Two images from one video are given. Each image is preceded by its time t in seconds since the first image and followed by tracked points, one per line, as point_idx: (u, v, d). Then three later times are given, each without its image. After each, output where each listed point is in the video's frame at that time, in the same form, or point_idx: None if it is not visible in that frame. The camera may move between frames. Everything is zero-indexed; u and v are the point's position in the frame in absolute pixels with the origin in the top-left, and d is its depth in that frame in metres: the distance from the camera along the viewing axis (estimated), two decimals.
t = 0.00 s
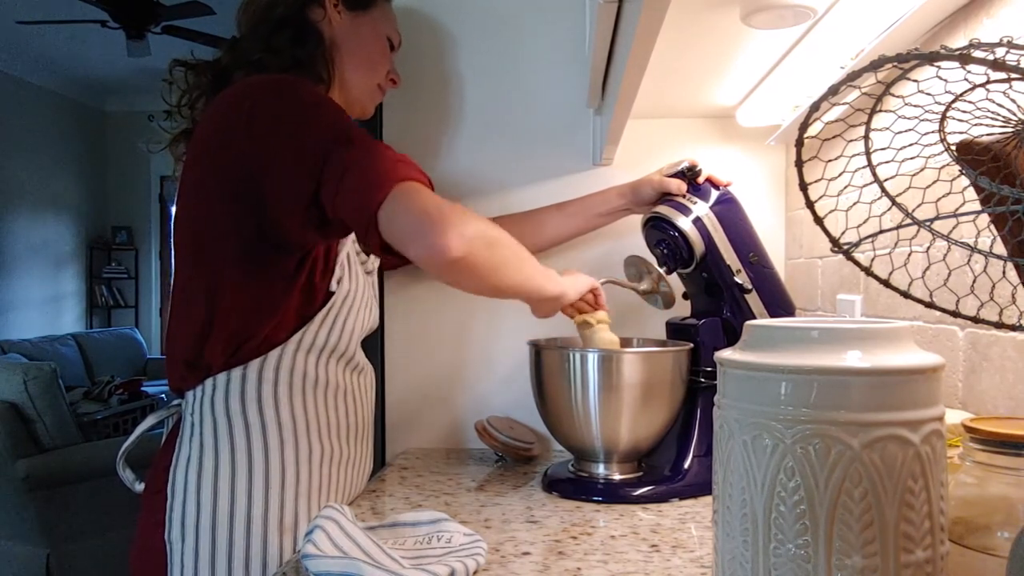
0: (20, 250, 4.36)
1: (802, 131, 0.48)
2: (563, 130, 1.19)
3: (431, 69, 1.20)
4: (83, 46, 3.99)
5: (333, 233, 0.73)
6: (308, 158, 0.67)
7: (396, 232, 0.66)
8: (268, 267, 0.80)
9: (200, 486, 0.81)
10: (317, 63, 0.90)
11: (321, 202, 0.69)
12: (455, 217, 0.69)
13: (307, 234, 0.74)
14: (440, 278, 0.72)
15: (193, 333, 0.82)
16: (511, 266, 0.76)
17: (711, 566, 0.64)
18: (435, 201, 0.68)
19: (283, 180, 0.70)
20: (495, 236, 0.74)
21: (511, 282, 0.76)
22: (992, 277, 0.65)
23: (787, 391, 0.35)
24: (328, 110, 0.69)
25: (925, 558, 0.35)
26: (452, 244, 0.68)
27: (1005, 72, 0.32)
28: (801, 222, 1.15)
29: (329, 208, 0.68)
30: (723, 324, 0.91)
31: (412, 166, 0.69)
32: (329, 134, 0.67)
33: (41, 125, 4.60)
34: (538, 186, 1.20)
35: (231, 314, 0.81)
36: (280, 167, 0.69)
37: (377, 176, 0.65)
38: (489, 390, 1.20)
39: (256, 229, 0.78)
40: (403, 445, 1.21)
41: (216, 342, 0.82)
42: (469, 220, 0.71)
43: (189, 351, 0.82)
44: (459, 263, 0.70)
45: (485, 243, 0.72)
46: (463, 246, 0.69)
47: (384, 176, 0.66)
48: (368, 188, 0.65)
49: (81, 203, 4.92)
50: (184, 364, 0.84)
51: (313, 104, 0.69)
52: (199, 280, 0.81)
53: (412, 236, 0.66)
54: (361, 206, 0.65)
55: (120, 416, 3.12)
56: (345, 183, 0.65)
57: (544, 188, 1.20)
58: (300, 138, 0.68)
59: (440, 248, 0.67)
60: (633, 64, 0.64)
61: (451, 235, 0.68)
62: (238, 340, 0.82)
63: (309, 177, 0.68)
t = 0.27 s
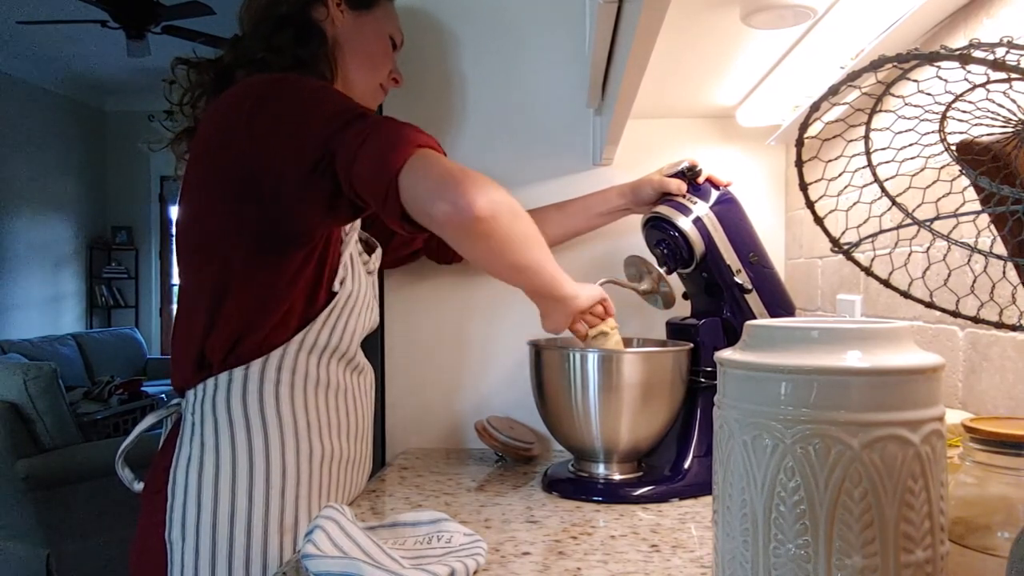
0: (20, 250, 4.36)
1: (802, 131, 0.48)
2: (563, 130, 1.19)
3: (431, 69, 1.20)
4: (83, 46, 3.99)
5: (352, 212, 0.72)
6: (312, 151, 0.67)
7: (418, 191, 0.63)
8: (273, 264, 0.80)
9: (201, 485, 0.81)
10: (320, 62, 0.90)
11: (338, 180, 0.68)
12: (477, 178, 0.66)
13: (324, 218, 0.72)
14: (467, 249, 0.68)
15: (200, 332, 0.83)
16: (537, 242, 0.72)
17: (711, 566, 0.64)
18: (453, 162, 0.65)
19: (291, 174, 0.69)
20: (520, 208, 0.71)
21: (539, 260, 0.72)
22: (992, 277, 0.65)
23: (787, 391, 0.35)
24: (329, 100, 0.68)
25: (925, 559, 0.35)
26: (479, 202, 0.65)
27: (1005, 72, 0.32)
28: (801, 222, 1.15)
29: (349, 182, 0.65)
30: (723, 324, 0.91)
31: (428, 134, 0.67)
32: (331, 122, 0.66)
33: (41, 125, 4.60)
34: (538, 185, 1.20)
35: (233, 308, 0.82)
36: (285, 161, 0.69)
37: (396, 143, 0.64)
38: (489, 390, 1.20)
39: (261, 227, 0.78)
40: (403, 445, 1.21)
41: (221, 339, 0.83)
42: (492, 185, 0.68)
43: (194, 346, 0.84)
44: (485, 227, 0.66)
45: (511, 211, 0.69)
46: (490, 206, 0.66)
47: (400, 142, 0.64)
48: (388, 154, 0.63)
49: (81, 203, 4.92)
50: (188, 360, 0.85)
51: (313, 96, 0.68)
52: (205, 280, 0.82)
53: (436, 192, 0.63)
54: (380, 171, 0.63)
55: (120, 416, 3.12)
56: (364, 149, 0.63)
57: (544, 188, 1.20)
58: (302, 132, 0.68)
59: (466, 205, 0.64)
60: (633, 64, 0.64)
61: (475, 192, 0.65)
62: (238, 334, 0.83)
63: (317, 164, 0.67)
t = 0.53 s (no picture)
0: (20, 250, 4.36)
1: (802, 131, 0.48)
2: (563, 130, 1.19)
3: (432, 69, 1.20)
4: (84, 46, 3.99)
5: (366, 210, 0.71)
6: (318, 149, 0.67)
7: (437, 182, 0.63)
8: (275, 264, 0.80)
9: (202, 485, 0.81)
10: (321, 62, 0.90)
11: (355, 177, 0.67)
12: (500, 166, 0.65)
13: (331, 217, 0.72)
14: (496, 239, 0.66)
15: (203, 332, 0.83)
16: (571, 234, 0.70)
17: (711, 566, 0.64)
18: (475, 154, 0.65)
19: (298, 172, 0.69)
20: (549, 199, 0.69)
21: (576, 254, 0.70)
22: (992, 277, 0.65)
23: (787, 391, 0.35)
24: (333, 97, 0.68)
25: (925, 558, 0.35)
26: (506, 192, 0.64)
27: (1005, 72, 0.32)
28: (801, 222, 1.15)
29: (370, 178, 0.64)
30: (723, 324, 0.91)
31: (445, 128, 0.67)
32: (338, 119, 0.66)
33: (41, 125, 4.60)
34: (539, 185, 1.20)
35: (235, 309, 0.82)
36: (291, 160, 0.69)
37: (414, 138, 0.63)
38: (489, 390, 1.20)
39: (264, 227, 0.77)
40: (403, 445, 1.21)
41: (225, 339, 0.83)
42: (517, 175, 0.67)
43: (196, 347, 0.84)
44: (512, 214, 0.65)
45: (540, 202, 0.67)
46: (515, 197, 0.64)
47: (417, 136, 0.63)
48: (407, 149, 0.62)
49: (81, 203, 4.92)
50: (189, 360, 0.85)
51: (318, 94, 0.68)
52: (208, 281, 0.82)
53: (455, 182, 0.62)
54: (399, 166, 0.62)
55: (120, 416, 3.12)
56: (384, 144, 0.63)
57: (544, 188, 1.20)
58: (306, 131, 0.68)
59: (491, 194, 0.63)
60: (633, 63, 0.64)
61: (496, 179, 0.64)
62: (240, 332, 0.83)
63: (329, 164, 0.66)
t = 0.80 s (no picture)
0: (20, 250, 4.36)
1: (802, 131, 0.48)
2: (563, 130, 1.19)
3: (432, 69, 1.20)
4: (83, 46, 3.99)
5: (367, 216, 0.71)
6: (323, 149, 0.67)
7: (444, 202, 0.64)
8: (277, 266, 0.80)
9: (203, 485, 0.81)
10: (320, 61, 0.90)
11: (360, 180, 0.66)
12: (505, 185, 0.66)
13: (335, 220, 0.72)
14: (503, 258, 0.68)
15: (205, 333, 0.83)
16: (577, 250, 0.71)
17: (711, 566, 0.64)
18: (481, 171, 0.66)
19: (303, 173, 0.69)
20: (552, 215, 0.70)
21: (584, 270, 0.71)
22: (992, 277, 0.65)
23: (787, 391, 0.35)
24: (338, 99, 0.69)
25: (925, 558, 0.35)
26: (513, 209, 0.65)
27: (1005, 71, 0.32)
28: (801, 222, 1.15)
29: (375, 188, 0.65)
30: (723, 324, 0.91)
31: (450, 141, 0.68)
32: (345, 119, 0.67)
33: (41, 125, 4.60)
34: (539, 185, 1.20)
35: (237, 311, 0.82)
36: (296, 161, 0.70)
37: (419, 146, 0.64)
38: (488, 390, 1.20)
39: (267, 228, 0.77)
40: (403, 445, 1.21)
41: (229, 340, 0.83)
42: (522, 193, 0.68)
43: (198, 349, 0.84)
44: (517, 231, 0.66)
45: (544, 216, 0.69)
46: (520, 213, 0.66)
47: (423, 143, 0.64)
48: (415, 161, 0.63)
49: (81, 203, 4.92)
50: (190, 362, 0.85)
51: (322, 95, 0.69)
52: (211, 283, 0.82)
53: (462, 203, 0.63)
54: (407, 178, 0.63)
55: (120, 416, 3.12)
56: (389, 158, 0.63)
57: (544, 188, 1.20)
58: (311, 132, 0.68)
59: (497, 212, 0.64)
60: (633, 63, 0.64)
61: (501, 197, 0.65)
62: (242, 335, 0.83)
63: (335, 166, 0.67)
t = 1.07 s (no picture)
0: (20, 250, 4.36)
1: (802, 131, 0.48)
2: (563, 130, 1.19)
3: (431, 69, 1.20)
4: (84, 46, 3.99)
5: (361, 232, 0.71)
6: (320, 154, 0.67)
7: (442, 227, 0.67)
8: (273, 268, 0.79)
9: (201, 485, 0.81)
10: (314, 59, 0.90)
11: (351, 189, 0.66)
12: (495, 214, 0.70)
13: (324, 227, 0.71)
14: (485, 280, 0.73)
15: (200, 336, 0.82)
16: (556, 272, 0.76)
17: (711, 566, 0.64)
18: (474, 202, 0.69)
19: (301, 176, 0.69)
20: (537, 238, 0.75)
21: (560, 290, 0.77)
22: (992, 277, 0.65)
23: (787, 391, 0.35)
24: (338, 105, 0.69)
25: (925, 558, 0.35)
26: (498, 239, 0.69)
27: (1005, 71, 0.32)
28: (801, 222, 1.15)
29: (368, 206, 0.65)
30: (723, 324, 0.91)
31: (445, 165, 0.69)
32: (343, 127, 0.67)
33: (41, 125, 4.60)
34: (539, 185, 1.20)
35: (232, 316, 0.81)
36: (295, 164, 0.69)
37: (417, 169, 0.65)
38: (488, 390, 1.20)
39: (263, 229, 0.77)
40: (403, 445, 1.21)
41: (229, 342, 0.82)
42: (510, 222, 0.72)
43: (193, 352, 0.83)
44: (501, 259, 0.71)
45: (527, 242, 0.73)
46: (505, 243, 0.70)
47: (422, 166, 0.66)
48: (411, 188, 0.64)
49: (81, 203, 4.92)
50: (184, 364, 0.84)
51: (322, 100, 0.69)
52: (205, 285, 0.81)
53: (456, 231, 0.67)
54: (403, 205, 0.64)
55: (120, 416, 3.12)
56: (385, 182, 0.64)
57: (544, 188, 1.20)
58: (310, 134, 0.68)
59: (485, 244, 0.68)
60: (633, 64, 0.64)
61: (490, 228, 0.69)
62: (241, 336, 0.82)
63: (332, 174, 0.67)
